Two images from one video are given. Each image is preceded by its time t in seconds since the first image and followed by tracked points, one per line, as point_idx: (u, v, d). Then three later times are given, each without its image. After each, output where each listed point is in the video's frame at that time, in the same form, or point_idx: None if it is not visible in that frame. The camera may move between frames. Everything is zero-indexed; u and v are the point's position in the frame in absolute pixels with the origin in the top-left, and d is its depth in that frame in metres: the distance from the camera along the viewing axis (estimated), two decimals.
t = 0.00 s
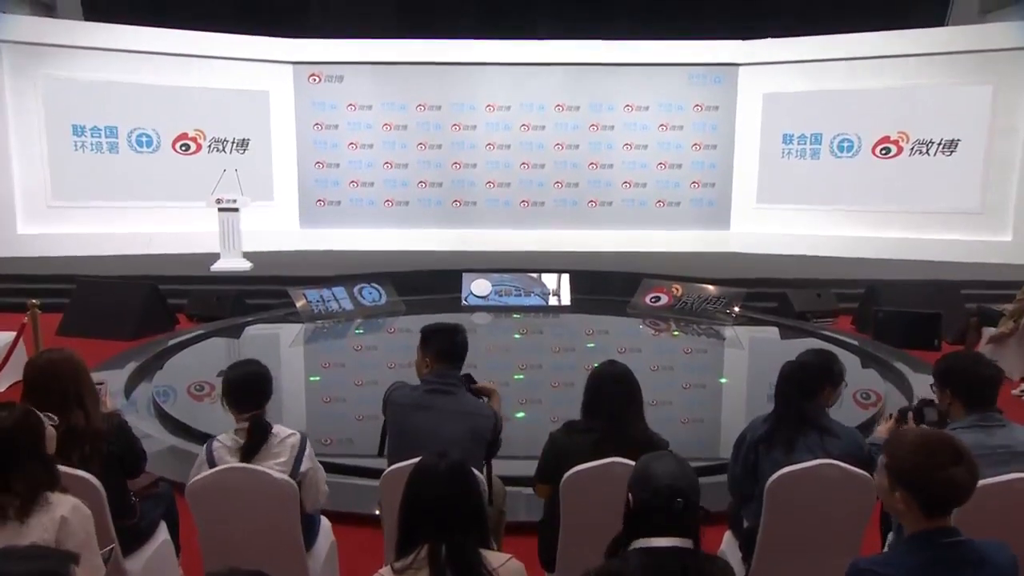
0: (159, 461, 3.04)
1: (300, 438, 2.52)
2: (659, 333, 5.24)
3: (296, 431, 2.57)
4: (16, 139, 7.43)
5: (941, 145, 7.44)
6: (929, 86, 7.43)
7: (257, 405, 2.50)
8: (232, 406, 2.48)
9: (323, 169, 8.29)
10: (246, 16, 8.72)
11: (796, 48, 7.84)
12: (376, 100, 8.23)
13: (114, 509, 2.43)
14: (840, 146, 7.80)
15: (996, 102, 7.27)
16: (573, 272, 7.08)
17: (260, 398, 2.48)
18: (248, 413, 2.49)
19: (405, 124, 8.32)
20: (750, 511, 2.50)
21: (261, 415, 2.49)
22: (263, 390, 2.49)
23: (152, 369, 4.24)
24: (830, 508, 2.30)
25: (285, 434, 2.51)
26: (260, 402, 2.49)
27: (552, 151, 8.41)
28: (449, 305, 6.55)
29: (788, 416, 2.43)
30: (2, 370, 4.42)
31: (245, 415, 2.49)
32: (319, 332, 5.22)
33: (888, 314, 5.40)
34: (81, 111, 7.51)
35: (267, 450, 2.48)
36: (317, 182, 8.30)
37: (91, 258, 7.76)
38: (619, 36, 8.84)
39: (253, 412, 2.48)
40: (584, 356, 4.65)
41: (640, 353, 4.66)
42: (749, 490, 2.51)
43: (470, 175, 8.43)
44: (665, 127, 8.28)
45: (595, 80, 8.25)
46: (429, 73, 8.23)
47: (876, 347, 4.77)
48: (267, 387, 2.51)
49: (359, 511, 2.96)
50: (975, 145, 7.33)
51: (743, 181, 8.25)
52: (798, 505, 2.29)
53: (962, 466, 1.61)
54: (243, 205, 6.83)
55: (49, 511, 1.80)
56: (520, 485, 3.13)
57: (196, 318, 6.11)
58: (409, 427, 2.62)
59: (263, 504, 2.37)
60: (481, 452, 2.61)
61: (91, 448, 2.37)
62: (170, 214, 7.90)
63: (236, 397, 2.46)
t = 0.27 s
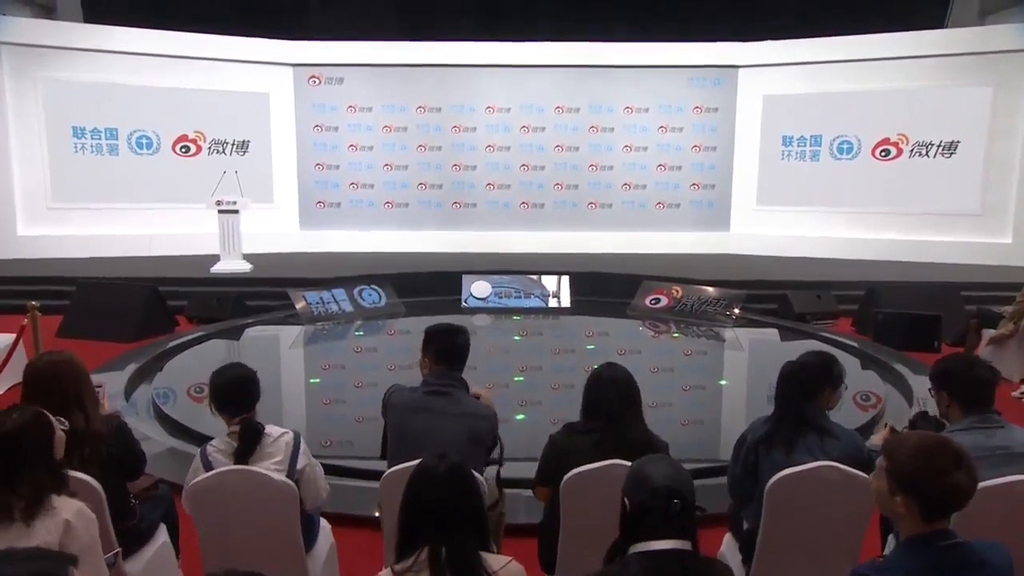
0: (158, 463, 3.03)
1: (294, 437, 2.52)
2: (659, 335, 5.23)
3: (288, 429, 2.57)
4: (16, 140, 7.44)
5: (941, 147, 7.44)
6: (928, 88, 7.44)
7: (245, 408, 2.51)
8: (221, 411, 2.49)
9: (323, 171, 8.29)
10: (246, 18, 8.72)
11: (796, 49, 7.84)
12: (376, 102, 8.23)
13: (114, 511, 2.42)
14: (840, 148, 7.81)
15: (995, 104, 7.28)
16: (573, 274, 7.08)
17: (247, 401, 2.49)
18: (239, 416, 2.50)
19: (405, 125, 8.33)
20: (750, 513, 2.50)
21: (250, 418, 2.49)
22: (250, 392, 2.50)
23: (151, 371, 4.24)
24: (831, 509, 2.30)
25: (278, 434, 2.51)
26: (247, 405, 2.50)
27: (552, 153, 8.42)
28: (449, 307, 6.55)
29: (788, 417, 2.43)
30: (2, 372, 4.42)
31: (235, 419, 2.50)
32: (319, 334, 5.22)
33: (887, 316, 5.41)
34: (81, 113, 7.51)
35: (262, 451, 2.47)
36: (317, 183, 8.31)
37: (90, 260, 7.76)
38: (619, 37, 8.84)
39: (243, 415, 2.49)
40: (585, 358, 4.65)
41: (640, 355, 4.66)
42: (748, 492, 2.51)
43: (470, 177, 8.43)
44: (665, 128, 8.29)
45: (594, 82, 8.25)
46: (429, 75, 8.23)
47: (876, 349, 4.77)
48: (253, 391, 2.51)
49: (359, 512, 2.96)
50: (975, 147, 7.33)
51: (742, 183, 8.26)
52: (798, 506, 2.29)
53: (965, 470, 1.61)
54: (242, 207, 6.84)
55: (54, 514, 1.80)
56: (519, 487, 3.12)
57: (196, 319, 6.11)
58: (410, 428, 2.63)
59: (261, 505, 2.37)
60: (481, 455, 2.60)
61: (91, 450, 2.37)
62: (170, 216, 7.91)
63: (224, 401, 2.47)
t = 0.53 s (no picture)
0: (158, 463, 3.03)
1: (293, 437, 2.52)
2: (659, 335, 5.23)
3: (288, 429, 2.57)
4: (16, 140, 7.44)
5: (941, 147, 7.44)
6: (928, 87, 7.44)
7: (243, 407, 2.50)
8: (220, 410, 2.48)
9: (323, 171, 8.29)
10: (246, 17, 8.71)
11: (796, 49, 7.84)
12: (375, 102, 8.24)
13: (114, 511, 2.42)
14: (840, 147, 7.81)
15: (995, 103, 7.28)
16: (573, 273, 7.08)
17: (247, 399, 2.49)
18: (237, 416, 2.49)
19: (405, 125, 8.33)
20: (750, 512, 2.49)
21: (249, 418, 2.49)
22: (248, 391, 2.50)
23: (151, 371, 4.23)
24: (830, 509, 2.30)
25: (276, 433, 2.51)
26: (247, 404, 2.49)
27: (551, 153, 8.42)
28: (450, 307, 6.55)
29: (789, 417, 2.43)
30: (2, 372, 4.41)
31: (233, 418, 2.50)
32: (318, 334, 5.22)
33: (887, 316, 5.41)
34: (80, 113, 7.51)
35: (261, 451, 2.47)
36: (317, 183, 8.31)
37: (90, 260, 7.76)
38: (619, 37, 8.84)
39: (241, 414, 2.49)
40: (585, 358, 4.65)
41: (640, 354, 4.66)
42: (749, 492, 2.50)
43: (470, 177, 8.44)
44: (665, 128, 8.29)
45: (594, 82, 8.26)
46: (429, 75, 8.24)
47: (876, 348, 4.77)
48: (253, 389, 2.51)
49: (359, 512, 2.95)
50: (974, 147, 7.35)
51: (742, 183, 8.26)
52: (798, 506, 2.29)
53: (954, 469, 1.62)
54: (243, 206, 6.85)
55: (59, 509, 1.80)
56: (519, 487, 3.12)
57: (195, 319, 6.12)
58: (410, 428, 2.63)
59: (261, 505, 2.37)
60: (483, 454, 2.61)
61: (91, 451, 2.37)
62: (170, 216, 7.91)
63: (223, 400, 2.47)
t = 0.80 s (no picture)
0: (158, 462, 3.03)
1: (300, 439, 2.53)
2: (659, 334, 5.23)
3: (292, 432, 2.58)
4: (16, 140, 7.45)
5: (941, 146, 7.44)
6: (927, 87, 7.44)
7: (254, 409, 2.51)
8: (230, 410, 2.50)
9: (323, 170, 8.28)
10: (245, 17, 8.70)
11: (795, 48, 7.84)
12: (375, 101, 8.24)
13: (114, 510, 2.42)
14: (840, 147, 7.80)
15: (996, 103, 7.27)
16: (573, 273, 7.08)
17: (260, 400, 2.51)
18: (246, 418, 2.50)
19: (405, 125, 8.33)
20: (750, 512, 2.49)
21: (257, 419, 2.50)
22: (259, 393, 2.50)
23: (151, 371, 4.23)
24: (830, 508, 2.30)
25: (283, 435, 2.52)
26: (259, 405, 2.51)
27: (551, 152, 8.41)
28: (450, 307, 6.54)
29: (788, 415, 2.43)
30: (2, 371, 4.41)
31: (241, 418, 2.51)
32: (318, 333, 5.22)
33: (887, 315, 5.41)
34: (80, 112, 7.52)
35: (265, 452, 2.48)
36: (317, 183, 8.30)
37: (90, 259, 7.76)
38: (619, 36, 8.84)
39: (250, 417, 2.50)
40: (585, 358, 4.65)
41: (640, 354, 4.66)
42: (749, 491, 2.50)
43: (470, 176, 8.44)
44: (665, 127, 8.29)
45: (594, 82, 8.25)
46: (429, 75, 8.23)
47: (876, 348, 4.77)
48: (265, 387, 2.52)
49: (359, 512, 2.95)
50: (974, 146, 7.35)
51: (742, 182, 8.25)
52: (798, 506, 2.29)
53: (948, 467, 1.61)
54: (242, 206, 6.82)
55: (52, 509, 1.81)
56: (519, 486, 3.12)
57: (196, 318, 6.11)
58: (410, 428, 2.62)
59: (262, 504, 2.37)
60: (484, 453, 2.61)
61: (91, 450, 2.37)
62: (169, 215, 7.91)
63: (233, 400, 2.47)
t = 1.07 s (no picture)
0: (158, 460, 3.03)
1: (301, 437, 2.53)
2: (659, 332, 5.22)
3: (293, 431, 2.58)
4: (16, 139, 7.37)
5: (941, 143, 7.43)
6: (927, 84, 7.43)
7: (253, 408, 2.51)
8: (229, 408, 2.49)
9: (323, 168, 8.30)
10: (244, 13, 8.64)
11: (797, 44, 7.80)
12: (375, 99, 8.24)
13: (114, 507, 2.42)
14: (840, 144, 7.81)
15: (996, 99, 7.26)
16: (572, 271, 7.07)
17: (258, 399, 2.50)
18: (246, 415, 2.50)
19: (405, 122, 8.33)
20: (750, 510, 2.50)
21: (257, 418, 2.50)
22: (258, 392, 2.50)
23: (150, 369, 4.23)
24: (829, 505, 2.31)
25: (283, 434, 2.52)
26: (258, 404, 2.50)
27: (551, 150, 8.43)
28: (449, 304, 6.54)
29: (785, 411, 2.44)
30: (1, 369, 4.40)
31: (241, 417, 2.51)
32: (318, 331, 5.21)
33: (886, 313, 5.41)
34: (80, 110, 7.49)
35: (265, 450, 2.48)
36: (317, 180, 8.31)
37: (91, 257, 7.77)
38: (619, 33, 8.81)
39: (249, 415, 2.50)
40: (585, 356, 4.65)
41: (640, 352, 4.66)
42: (748, 487, 2.51)
43: (469, 174, 8.44)
44: (665, 125, 8.30)
45: (594, 80, 8.24)
46: (429, 72, 8.23)
47: (875, 346, 4.78)
48: (265, 386, 2.52)
49: (359, 510, 2.95)
50: (975, 143, 7.33)
51: (742, 179, 8.26)
52: (797, 503, 2.30)
53: (945, 463, 1.61)
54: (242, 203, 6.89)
55: (52, 507, 1.82)
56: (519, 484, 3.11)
57: (195, 316, 6.09)
58: (409, 425, 2.63)
59: (261, 503, 2.37)
60: (483, 451, 2.61)
61: (91, 447, 2.37)
62: (170, 213, 7.91)
63: (233, 399, 2.47)
